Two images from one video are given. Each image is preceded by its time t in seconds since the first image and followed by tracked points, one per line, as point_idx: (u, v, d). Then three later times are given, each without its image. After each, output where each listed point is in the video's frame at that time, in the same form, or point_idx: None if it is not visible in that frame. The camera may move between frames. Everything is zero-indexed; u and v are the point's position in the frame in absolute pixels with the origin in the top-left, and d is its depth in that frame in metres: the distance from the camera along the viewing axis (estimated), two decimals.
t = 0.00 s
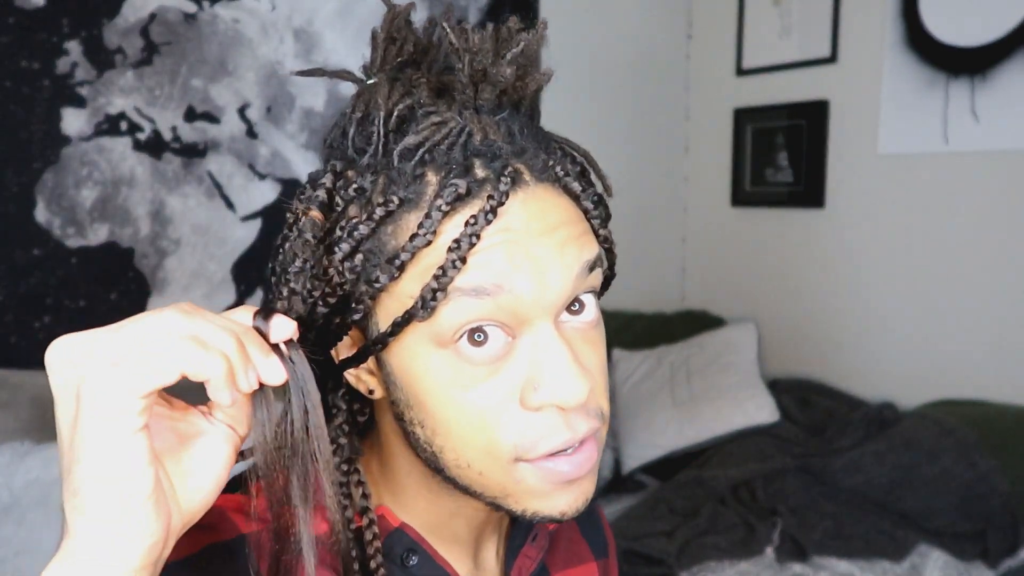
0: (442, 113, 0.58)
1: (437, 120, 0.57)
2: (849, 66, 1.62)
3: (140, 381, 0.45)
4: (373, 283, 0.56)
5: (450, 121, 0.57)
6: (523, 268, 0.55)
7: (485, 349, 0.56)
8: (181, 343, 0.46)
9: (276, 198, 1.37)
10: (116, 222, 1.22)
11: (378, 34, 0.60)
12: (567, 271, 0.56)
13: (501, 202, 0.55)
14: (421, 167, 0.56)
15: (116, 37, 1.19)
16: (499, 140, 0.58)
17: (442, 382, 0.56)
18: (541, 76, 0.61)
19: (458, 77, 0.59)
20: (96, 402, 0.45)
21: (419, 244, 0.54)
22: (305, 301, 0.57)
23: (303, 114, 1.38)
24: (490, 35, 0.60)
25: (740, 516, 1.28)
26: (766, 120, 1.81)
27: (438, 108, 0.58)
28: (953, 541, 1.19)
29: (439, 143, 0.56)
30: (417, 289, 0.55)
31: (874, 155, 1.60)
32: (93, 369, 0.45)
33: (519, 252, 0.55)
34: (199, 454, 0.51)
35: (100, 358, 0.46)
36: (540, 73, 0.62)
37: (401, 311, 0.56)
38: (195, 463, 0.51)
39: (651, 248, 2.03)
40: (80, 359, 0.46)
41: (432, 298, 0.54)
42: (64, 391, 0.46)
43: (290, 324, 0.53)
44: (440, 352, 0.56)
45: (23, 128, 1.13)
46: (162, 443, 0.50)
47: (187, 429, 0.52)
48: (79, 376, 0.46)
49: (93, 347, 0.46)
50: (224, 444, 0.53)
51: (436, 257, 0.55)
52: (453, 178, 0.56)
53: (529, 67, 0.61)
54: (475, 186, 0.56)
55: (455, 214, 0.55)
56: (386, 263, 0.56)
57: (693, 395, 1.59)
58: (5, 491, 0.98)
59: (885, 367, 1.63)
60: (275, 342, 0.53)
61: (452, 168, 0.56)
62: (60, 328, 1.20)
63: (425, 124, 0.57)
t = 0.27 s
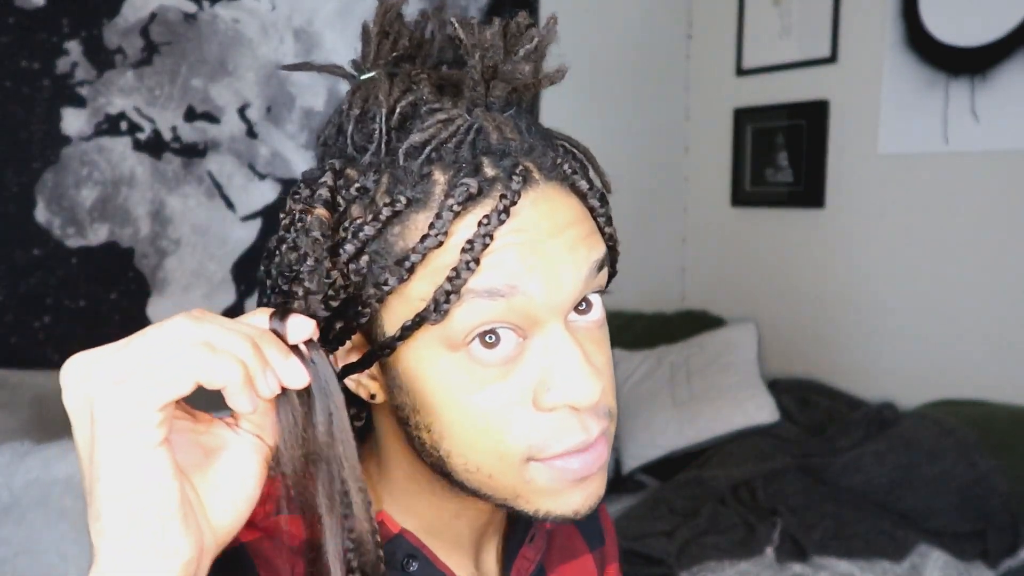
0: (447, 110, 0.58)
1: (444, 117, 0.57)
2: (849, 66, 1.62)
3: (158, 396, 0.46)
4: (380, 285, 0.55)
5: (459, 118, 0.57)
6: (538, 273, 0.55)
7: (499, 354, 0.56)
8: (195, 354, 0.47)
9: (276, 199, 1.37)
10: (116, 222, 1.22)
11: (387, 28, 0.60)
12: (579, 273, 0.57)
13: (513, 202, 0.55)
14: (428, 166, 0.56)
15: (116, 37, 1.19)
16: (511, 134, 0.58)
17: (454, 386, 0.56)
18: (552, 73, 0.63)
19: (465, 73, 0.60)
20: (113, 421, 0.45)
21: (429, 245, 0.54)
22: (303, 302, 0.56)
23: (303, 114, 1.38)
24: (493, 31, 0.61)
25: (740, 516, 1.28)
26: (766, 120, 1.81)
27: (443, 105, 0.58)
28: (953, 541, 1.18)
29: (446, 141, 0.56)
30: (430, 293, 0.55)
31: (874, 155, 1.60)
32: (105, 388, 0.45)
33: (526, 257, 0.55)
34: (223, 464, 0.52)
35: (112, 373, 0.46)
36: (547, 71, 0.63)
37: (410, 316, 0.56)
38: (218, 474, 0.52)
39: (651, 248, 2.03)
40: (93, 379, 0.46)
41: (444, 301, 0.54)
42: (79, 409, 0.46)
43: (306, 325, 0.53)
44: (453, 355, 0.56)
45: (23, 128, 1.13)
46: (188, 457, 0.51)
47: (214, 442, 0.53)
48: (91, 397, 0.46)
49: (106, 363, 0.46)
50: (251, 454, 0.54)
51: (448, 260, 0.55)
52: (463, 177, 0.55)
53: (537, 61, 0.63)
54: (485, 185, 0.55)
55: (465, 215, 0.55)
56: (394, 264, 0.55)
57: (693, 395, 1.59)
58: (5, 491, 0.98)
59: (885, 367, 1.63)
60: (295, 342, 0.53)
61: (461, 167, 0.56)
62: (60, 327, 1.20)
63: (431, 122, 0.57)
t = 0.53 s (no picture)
0: (521, 106, 0.54)
1: (524, 116, 0.54)
2: (849, 66, 1.62)
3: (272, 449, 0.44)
4: (488, 297, 0.53)
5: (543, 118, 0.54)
6: (609, 275, 0.56)
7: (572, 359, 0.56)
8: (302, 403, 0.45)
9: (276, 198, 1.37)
10: (116, 222, 1.22)
11: (394, 30, 0.58)
12: (618, 265, 0.57)
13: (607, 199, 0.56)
14: (518, 167, 0.53)
15: (116, 37, 1.19)
16: (619, 128, 0.56)
17: (538, 390, 0.55)
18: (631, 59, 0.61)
19: (541, 71, 0.57)
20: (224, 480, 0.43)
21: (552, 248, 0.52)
22: (403, 320, 0.53)
23: (304, 114, 1.38)
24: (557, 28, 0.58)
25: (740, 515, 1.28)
26: (766, 120, 1.80)
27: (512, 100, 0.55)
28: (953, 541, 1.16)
29: (534, 142, 0.54)
30: (549, 302, 0.53)
31: (874, 155, 1.60)
32: (212, 447, 0.43)
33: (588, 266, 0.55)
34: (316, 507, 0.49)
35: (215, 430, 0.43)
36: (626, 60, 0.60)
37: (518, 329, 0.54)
38: (318, 517, 0.48)
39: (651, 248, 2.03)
40: (196, 439, 0.43)
41: (571, 301, 0.53)
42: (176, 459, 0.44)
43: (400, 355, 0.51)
44: (528, 359, 0.55)
45: (23, 128, 1.13)
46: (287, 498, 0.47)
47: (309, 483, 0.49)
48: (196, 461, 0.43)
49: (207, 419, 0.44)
50: (346, 497, 0.50)
51: (563, 267, 0.54)
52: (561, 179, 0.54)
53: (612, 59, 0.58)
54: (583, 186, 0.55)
55: (574, 216, 0.54)
56: (502, 275, 0.52)
57: (693, 395, 1.59)
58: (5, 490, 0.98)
59: (886, 368, 1.62)
60: (389, 373, 0.51)
61: (554, 168, 0.54)
62: (60, 327, 1.20)
63: (510, 123, 0.54)
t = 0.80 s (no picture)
0: (551, 111, 0.51)
1: (557, 122, 0.51)
2: (849, 66, 1.62)
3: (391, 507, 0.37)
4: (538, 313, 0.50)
5: (575, 123, 0.51)
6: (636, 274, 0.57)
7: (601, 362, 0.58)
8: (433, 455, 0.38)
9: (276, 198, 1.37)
10: (116, 222, 1.22)
11: (397, 30, 0.52)
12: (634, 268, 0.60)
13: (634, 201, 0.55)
14: (557, 176, 0.51)
15: (116, 37, 1.19)
16: (649, 131, 0.54)
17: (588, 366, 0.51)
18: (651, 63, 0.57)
19: (566, 74, 0.54)
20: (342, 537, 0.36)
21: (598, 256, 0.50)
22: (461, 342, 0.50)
23: (304, 114, 1.39)
24: (576, 31, 0.55)
25: (740, 515, 1.27)
26: (766, 121, 1.81)
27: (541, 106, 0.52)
28: (953, 541, 1.16)
29: (568, 148, 0.51)
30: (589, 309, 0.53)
31: (874, 156, 1.60)
32: (322, 500, 0.36)
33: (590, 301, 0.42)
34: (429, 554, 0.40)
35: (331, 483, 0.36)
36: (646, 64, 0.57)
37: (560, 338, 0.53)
38: (437, 565, 0.41)
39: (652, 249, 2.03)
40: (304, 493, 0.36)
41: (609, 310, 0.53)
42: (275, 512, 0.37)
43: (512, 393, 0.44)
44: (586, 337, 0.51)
45: (23, 127, 1.13)
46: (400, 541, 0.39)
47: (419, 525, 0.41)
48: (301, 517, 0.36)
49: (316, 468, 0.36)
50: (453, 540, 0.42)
51: (601, 275, 0.52)
52: (595, 186, 0.52)
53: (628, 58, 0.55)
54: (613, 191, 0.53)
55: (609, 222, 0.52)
56: (551, 288, 0.50)
57: (693, 395, 1.59)
58: (5, 491, 0.99)
59: (886, 368, 1.63)
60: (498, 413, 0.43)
61: (587, 174, 0.52)
62: (60, 328, 1.20)
63: (543, 128, 0.51)
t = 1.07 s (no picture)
0: (565, 121, 0.51)
1: (570, 133, 0.50)
2: (849, 66, 1.62)
3: (428, 534, 0.37)
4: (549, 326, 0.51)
5: (588, 134, 0.51)
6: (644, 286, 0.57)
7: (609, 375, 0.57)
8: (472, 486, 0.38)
9: (277, 198, 1.37)
10: (116, 222, 1.22)
11: (411, 34, 0.52)
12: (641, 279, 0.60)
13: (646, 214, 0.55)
14: (570, 189, 0.51)
15: (116, 37, 1.19)
16: (666, 145, 0.53)
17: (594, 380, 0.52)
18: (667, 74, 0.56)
19: (580, 85, 0.53)
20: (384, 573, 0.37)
21: (610, 270, 0.50)
22: (470, 358, 0.50)
23: (304, 114, 1.39)
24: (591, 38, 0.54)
25: (740, 515, 1.28)
26: (766, 121, 1.81)
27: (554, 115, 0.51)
28: (952, 541, 1.16)
29: (583, 159, 0.51)
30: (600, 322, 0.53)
31: (874, 156, 1.60)
32: (367, 530, 0.37)
33: (612, 307, 0.43)
34: None
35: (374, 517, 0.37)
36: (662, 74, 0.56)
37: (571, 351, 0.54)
38: None
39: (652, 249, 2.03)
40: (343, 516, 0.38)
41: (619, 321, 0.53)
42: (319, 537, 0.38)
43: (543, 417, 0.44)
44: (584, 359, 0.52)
45: (23, 127, 1.13)
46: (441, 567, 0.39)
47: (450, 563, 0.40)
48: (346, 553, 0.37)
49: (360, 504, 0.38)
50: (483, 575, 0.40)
51: (612, 288, 0.53)
52: (608, 198, 0.52)
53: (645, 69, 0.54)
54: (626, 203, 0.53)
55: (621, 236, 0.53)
56: (563, 302, 0.51)
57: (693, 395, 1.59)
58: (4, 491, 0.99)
59: (886, 369, 1.63)
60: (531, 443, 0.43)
61: (601, 185, 0.52)
62: (60, 327, 1.20)
63: (557, 139, 0.50)
